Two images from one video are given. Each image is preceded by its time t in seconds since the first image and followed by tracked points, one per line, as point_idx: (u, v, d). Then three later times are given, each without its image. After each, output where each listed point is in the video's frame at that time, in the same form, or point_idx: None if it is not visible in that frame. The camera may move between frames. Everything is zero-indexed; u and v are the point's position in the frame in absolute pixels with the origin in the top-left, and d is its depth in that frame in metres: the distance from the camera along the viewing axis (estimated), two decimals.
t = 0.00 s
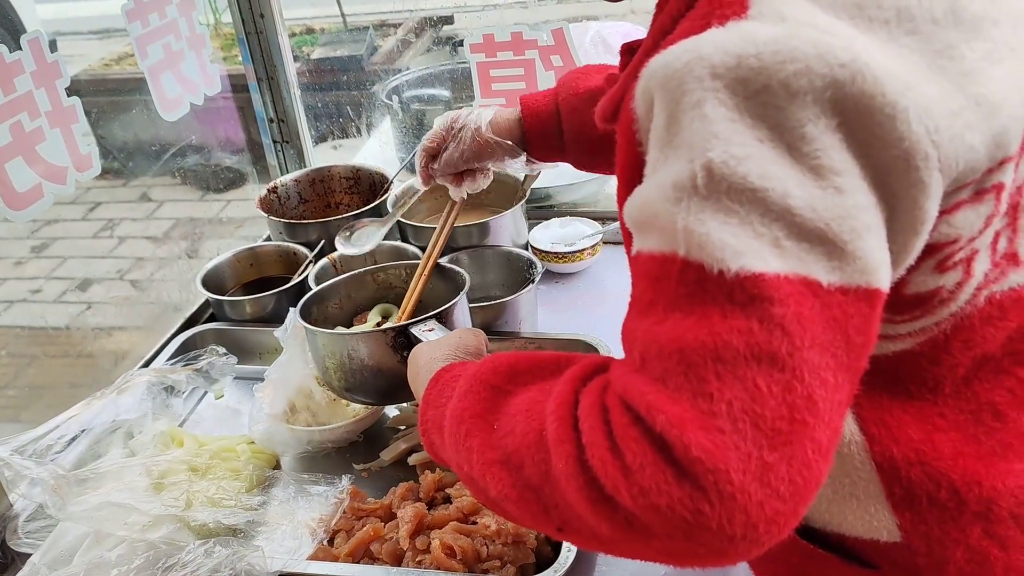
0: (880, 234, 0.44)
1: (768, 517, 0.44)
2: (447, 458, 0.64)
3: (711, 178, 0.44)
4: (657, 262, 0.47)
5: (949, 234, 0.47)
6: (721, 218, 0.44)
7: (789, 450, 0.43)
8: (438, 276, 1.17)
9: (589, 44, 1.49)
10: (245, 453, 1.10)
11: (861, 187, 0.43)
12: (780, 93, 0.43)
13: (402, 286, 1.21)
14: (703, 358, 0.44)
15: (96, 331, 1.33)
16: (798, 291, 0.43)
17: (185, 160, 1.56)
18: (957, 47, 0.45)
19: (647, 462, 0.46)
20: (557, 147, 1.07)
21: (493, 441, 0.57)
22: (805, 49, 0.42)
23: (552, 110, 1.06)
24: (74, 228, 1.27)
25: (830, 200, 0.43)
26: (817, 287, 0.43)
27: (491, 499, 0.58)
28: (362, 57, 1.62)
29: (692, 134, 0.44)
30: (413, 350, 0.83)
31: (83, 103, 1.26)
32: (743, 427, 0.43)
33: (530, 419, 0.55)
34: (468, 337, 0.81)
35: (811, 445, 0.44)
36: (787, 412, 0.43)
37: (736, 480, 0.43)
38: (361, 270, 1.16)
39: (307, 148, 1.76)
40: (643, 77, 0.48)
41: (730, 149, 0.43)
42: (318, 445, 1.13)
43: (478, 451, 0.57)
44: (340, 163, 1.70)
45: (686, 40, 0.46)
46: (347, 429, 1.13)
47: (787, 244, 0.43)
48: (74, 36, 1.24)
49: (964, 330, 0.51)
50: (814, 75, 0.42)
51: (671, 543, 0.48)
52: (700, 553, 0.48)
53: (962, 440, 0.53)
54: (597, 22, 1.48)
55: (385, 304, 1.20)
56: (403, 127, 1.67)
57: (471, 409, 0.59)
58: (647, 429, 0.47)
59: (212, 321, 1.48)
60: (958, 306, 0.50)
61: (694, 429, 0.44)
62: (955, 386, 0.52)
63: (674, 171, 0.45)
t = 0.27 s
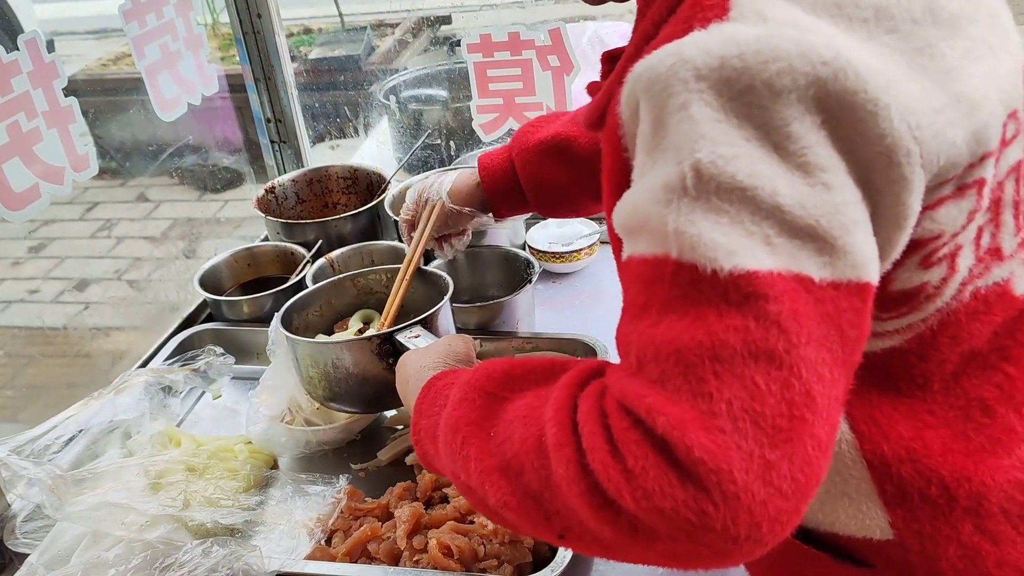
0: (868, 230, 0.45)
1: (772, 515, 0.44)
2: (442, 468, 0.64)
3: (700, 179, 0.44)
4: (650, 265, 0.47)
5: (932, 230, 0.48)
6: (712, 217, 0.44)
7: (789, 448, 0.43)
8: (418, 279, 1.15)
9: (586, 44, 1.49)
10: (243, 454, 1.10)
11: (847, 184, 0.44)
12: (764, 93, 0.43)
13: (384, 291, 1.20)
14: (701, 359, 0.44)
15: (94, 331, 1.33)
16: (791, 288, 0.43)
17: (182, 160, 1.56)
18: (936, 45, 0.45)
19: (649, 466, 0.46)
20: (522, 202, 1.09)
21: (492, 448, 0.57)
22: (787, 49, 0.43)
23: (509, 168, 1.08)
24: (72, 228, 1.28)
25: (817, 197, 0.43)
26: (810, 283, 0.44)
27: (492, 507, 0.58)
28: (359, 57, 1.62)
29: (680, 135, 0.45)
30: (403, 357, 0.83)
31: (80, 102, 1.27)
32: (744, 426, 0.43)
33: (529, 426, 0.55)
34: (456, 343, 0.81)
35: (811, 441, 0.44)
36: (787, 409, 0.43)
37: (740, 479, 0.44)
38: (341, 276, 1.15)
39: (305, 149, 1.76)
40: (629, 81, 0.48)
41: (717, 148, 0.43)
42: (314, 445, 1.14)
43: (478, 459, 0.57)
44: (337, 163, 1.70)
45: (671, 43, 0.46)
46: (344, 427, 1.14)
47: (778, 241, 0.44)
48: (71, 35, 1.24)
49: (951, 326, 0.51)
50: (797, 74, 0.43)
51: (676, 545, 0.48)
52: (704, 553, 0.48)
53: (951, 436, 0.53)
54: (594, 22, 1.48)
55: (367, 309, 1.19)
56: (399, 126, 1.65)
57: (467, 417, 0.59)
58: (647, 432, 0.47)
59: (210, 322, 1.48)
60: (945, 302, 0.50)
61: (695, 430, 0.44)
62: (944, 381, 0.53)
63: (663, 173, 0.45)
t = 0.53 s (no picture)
0: (856, 227, 0.45)
1: (762, 511, 0.44)
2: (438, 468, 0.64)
3: (687, 178, 0.44)
4: (640, 264, 0.48)
5: (921, 227, 0.48)
6: (698, 216, 0.44)
7: (778, 443, 0.43)
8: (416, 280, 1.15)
9: (586, 44, 1.49)
10: (242, 451, 1.09)
11: (834, 183, 0.44)
12: (749, 92, 0.43)
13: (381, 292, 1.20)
14: (689, 356, 0.44)
15: (94, 331, 1.33)
16: (778, 285, 0.43)
17: (182, 160, 1.56)
18: (921, 42, 0.45)
19: (639, 463, 0.46)
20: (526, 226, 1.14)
21: (484, 448, 0.57)
22: (771, 48, 0.43)
23: (513, 195, 1.13)
24: (72, 228, 1.28)
25: (804, 194, 0.43)
26: (797, 280, 0.44)
27: (485, 506, 0.58)
28: (359, 57, 1.62)
29: (667, 135, 0.45)
30: (398, 358, 0.83)
31: (80, 102, 1.27)
32: (732, 422, 0.43)
33: (520, 425, 0.55)
34: (451, 344, 0.81)
35: (799, 436, 0.44)
36: (775, 405, 0.43)
37: (729, 476, 0.43)
38: (338, 278, 1.15)
39: (304, 147, 1.76)
40: (617, 82, 0.48)
41: (703, 148, 0.43)
42: (312, 444, 1.14)
43: (471, 458, 0.57)
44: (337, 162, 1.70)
45: (657, 44, 0.46)
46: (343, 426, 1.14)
47: (764, 239, 0.44)
48: (70, 35, 1.24)
49: (942, 322, 0.51)
50: (782, 73, 0.43)
51: (667, 543, 0.48)
52: (695, 550, 0.47)
53: (944, 433, 0.53)
54: (594, 22, 1.48)
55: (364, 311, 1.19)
56: (398, 125, 1.67)
57: (460, 417, 0.59)
58: (637, 429, 0.47)
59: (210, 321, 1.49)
60: (934, 298, 0.50)
61: (683, 427, 0.44)
62: (937, 378, 0.53)
63: (651, 173, 0.46)
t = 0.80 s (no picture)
0: (859, 227, 0.45)
1: (759, 507, 0.44)
2: (438, 459, 0.64)
3: (692, 174, 0.44)
4: (643, 259, 0.48)
5: (926, 227, 0.48)
6: (702, 213, 0.44)
7: (777, 440, 0.44)
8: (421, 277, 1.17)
9: (587, 44, 1.49)
10: (244, 451, 1.10)
11: (838, 181, 0.44)
12: (757, 89, 0.43)
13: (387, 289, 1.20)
14: (690, 351, 0.44)
15: (94, 331, 1.33)
16: (781, 282, 0.43)
17: (183, 160, 1.57)
18: (930, 42, 0.45)
19: (638, 456, 0.47)
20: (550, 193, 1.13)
21: (484, 440, 0.57)
22: (779, 46, 0.43)
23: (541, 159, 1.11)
24: (73, 228, 1.28)
25: (809, 192, 0.43)
26: (799, 278, 0.44)
27: (484, 498, 0.58)
28: (360, 57, 1.62)
29: (673, 131, 0.45)
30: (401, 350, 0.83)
31: (82, 102, 1.27)
32: (731, 418, 0.43)
33: (521, 417, 0.55)
34: (455, 337, 0.81)
35: (798, 433, 0.44)
36: (774, 402, 0.43)
37: (727, 471, 0.44)
38: (344, 275, 1.16)
39: (306, 148, 1.77)
40: (624, 77, 0.48)
41: (709, 144, 0.44)
42: (314, 442, 1.14)
43: (470, 450, 0.57)
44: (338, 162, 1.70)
45: (665, 39, 0.46)
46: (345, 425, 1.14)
47: (768, 236, 0.44)
48: (72, 36, 1.24)
49: (946, 323, 0.51)
50: (789, 71, 0.43)
51: (664, 536, 0.48)
52: (692, 545, 0.48)
53: (947, 433, 0.54)
54: (595, 22, 1.48)
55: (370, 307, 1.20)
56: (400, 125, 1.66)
57: (461, 409, 0.60)
58: (636, 423, 0.47)
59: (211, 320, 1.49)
60: (939, 298, 0.50)
61: (683, 422, 0.44)
62: (940, 379, 0.53)
63: (657, 168, 0.46)
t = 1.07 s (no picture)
0: (864, 226, 0.45)
1: (751, 500, 0.45)
2: (436, 443, 0.65)
3: (699, 168, 0.44)
4: (647, 249, 0.48)
5: (935, 227, 0.48)
6: (709, 207, 0.45)
7: (772, 434, 0.44)
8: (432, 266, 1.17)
9: (588, 44, 1.49)
10: (247, 450, 1.11)
11: (846, 180, 0.44)
12: (769, 86, 0.43)
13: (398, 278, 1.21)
14: (688, 343, 0.44)
15: (95, 332, 1.33)
16: (782, 279, 0.44)
17: (186, 160, 1.57)
18: (945, 44, 0.46)
19: (633, 444, 0.47)
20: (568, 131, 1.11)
21: (482, 425, 0.58)
22: (792, 43, 0.43)
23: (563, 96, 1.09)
24: (75, 228, 1.28)
25: (817, 190, 0.44)
26: (801, 276, 0.44)
27: (480, 483, 0.59)
28: (360, 58, 1.63)
29: (682, 124, 0.45)
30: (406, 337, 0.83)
31: (85, 102, 1.27)
32: (726, 411, 0.44)
33: (519, 404, 0.56)
34: (461, 325, 0.81)
35: (793, 429, 0.44)
36: (770, 398, 0.43)
37: (720, 463, 0.44)
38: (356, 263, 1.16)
39: (308, 148, 1.77)
40: (636, 69, 0.49)
41: (719, 139, 0.44)
42: (315, 441, 1.14)
43: (467, 435, 0.58)
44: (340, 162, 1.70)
45: (677, 32, 0.47)
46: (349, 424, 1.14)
47: (773, 232, 0.44)
48: (73, 37, 1.24)
49: (953, 323, 0.51)
50: (802, 68, 0.43)
51: (655, 525, 0.49)
52: (683, 535, 0.48)
53: (952, 432, 0.54)
54: (596, 23, 1.49)
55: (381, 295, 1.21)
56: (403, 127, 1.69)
57: (460, 394, 0.60)
58: (633, 412, 0.47)
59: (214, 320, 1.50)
60: (948, 299, 0.51)
61: (679, 413, 0.44)
62: (946, 379, 0.53)
63: (665, 160, 0.46)
